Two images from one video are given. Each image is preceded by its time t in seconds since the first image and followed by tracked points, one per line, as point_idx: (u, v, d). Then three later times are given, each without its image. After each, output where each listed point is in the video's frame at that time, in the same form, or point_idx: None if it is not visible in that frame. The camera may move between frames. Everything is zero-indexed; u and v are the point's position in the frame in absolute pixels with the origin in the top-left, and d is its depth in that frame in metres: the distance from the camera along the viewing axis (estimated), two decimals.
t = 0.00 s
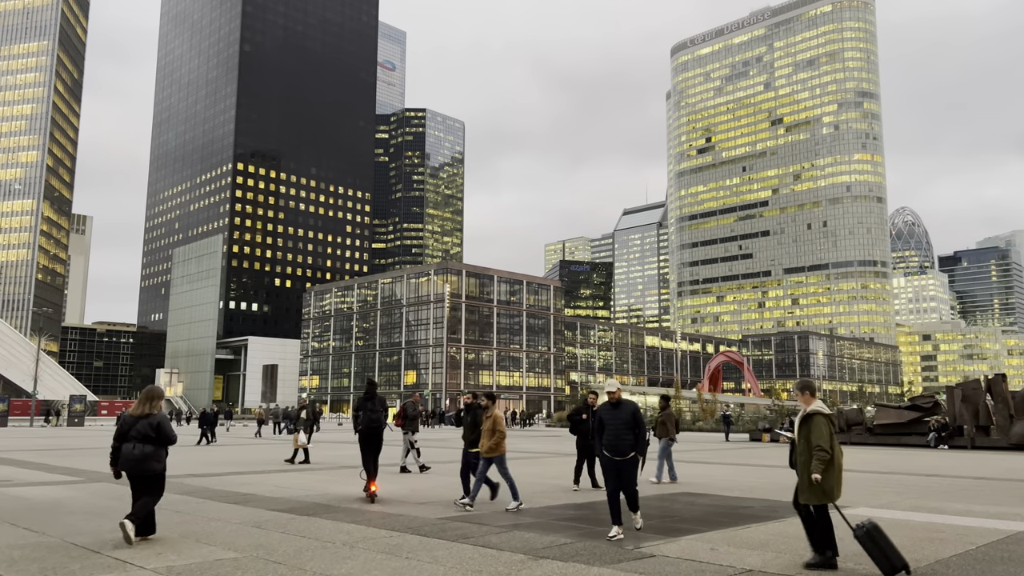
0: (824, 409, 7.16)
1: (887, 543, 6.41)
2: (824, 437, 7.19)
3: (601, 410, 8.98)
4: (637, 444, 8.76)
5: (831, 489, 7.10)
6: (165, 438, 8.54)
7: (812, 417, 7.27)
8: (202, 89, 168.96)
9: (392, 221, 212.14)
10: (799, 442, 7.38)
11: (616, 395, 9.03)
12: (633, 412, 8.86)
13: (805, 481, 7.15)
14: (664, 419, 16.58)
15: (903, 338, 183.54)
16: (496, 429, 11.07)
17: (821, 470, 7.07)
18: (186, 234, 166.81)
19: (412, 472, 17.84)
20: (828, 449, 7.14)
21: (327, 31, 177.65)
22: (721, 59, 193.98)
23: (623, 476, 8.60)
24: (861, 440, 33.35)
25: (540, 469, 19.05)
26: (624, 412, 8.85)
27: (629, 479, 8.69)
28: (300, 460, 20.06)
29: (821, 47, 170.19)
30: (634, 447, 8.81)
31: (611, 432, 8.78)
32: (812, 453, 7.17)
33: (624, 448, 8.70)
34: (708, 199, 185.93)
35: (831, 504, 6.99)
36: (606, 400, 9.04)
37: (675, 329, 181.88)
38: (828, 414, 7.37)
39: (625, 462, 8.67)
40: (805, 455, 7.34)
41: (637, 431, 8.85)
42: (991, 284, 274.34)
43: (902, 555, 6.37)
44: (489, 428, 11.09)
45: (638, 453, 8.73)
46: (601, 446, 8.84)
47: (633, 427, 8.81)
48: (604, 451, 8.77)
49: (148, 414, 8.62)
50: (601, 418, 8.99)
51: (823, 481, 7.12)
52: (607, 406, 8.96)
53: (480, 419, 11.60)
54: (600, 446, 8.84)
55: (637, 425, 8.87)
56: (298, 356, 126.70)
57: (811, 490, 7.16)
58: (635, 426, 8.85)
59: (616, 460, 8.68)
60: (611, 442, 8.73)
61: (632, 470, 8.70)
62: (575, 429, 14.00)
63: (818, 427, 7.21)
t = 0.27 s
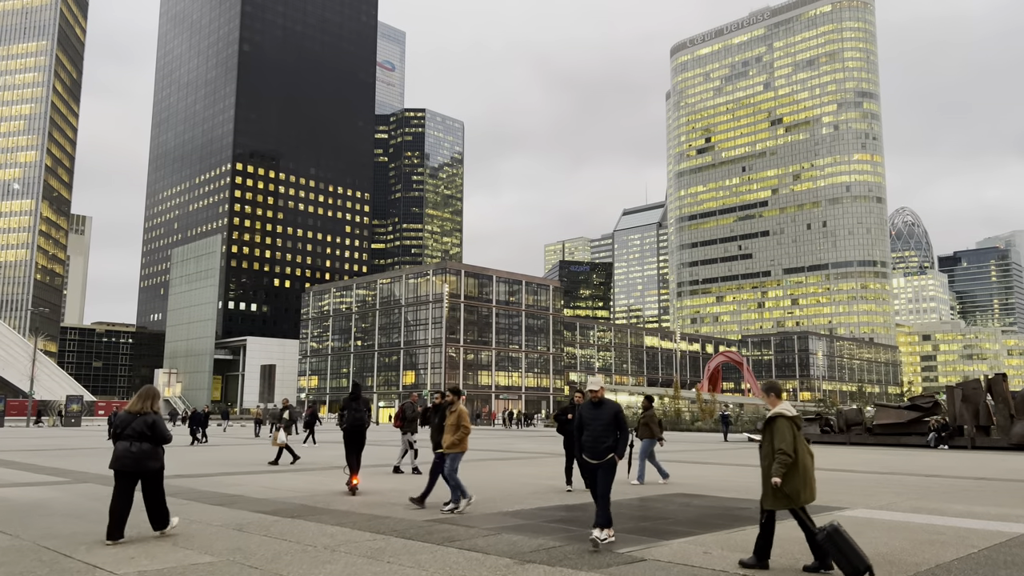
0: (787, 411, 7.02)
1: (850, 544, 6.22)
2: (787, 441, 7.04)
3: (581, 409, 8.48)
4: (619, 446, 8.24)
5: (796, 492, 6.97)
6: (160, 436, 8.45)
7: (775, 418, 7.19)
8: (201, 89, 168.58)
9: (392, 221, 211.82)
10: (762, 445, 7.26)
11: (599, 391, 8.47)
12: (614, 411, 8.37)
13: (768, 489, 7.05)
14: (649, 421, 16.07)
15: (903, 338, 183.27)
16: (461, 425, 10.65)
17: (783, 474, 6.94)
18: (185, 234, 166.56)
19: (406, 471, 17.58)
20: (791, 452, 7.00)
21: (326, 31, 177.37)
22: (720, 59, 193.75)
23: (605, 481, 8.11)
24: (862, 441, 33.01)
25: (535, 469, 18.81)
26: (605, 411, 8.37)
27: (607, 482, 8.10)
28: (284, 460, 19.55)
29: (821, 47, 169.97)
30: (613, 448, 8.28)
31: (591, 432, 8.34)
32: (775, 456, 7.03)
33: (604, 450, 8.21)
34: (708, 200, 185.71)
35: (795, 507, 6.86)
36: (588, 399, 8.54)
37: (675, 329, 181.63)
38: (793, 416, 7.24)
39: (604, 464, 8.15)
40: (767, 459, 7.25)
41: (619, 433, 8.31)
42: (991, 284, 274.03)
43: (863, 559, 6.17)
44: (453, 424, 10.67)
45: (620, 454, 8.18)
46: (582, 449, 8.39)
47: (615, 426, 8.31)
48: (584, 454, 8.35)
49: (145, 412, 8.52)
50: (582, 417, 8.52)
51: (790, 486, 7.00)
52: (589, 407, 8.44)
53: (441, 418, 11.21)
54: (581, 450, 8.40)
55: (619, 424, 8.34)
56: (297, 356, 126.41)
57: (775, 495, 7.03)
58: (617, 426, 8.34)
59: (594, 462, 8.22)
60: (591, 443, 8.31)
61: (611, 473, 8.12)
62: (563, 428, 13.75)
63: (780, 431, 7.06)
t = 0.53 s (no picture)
0: (750, 411, 6.80)
1: (814, 545, 5.93)
2: (748, 441, 6.81)
3: (558, 411, 7.81)
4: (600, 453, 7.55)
5: (758, 494, 6.78)
6: (165, 438, 8.51)
7: (737, 419, 6.95)
8: (201, 89, 168.30)
9: (391, 220, 211.53)
10: (725, 446, 7.04)
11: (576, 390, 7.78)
12: (595, 412, 7.66)
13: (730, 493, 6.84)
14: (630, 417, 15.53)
15: (903, 338, 182.97)
16: (422, 432, 10.31)
17: (746, 477, 6.74)
18: (184, 234, 166.28)
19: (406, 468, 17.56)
20: (753, 453, 6.76)
21: (325, 30, 177.08)
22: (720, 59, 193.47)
23: (582, 487, 7.46)
24: (862, 441, 32.82)
25: (532, 471, 18.59)
26: (583, 413, 7.68)
27: (585, 491, 7.43)
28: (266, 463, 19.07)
29: (820, 46, 169.70)
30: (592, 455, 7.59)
31: (569, 437, 7.65)
32: (736, 459, 6.80)
33: (581, 456, 7.53)
34: (708, 199, 185.48)
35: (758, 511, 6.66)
36: (567, 399, 7.86)
37: (674, 329, 181.42)
38: (758, 415, 7.00)
39: (582, 470, 7.48)
40: (731, 462, 7.05)
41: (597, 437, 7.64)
42: (991, 283, 273.73)
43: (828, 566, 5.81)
44: (414, 431, 10.34)
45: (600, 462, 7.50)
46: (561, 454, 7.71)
47: (593, 432, 7.62)
48: (562, 460, 7.69)
49: (152, 415, 8.60)
50: (561, 420, 7.85)
51: (752, 489, 6.80)
52: (565, 407, 7.79)
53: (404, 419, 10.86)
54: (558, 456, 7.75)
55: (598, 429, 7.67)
56: (296, 356, 126.14)
57: (737, 497, 6.84)
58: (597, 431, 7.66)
59: (572, 469, 7.56)
60: (569, 448, 7.63)
61: (589, 482, 7.44)
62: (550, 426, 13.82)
63: (742, 432, 6.84)
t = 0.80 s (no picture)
0: (710, 412, 6.65)
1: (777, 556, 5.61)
2: (708, 441, 6.70)
3: (532, 410, 7.21)
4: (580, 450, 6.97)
5: (722, 494, 6.64)
6: (161, 436, 8.74)
7: (698, 420, 6.82)
8: (198, 88, 167.92)
9: (390, 220, 211.15)
10: (688, 446, 6.91)
11: (552, 385, 7.15)
12: (569, 409, 7.06)
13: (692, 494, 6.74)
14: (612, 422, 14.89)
15: (901, 337, 182.92)
16: (380, 426, 9.94)
17: (707, 478, 6.61)
18: (182, 233, 165.91)
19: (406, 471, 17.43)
20: (714, 453, 6.65)
21: (323, 29, 176.70)
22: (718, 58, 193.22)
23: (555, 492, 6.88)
24: (860, 440, 32.65)
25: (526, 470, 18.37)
26: (557, 411, 7.08)
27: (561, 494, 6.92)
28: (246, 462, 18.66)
29: (819, 45, 169.53)
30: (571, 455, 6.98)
31: (542, 437, 7.05)
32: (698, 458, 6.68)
33: (559, 457, 6.94)
34: (706, 198, 185.25)
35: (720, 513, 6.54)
36: (541, 394, 7.23)
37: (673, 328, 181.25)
38: (721, 418, 6.89)
39: (559, 473, 6.92)
40: (692, 460, 6.90)
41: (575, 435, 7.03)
42: (990, 282, 273.75)
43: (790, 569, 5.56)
44: (372, 425, 9.94)
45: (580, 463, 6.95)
46: (532, 451, 7.10)
47: (569, 433, 7.04)
48: (535, 459, 7.05)
49: (148, 414, 8.78)
50: (534, 421, 7.22)
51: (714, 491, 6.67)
52: (539, 403, 7.18)
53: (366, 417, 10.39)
54: (531, 452, 7.12)
55: (578, 429, 7.03)
56: (293, 356, 125.82)
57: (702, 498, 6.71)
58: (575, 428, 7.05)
59: (547, 470, 6.95)
60: (543, 447, 7.03)
61: (566, 487, 6.95)
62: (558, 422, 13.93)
63: (703, 431, 6.72)
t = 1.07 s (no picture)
0: (664, 409, 6.42)
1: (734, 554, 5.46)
2: (664, 438, 6.46)
3: (492, 414, 6.88)
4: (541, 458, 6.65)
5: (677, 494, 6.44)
6: (149, 438, 8.74)
7: (653, 415, 6.61)
8: (196, 86, 167.47)
9: (388, 219, 210.70)
10: (642, 446, 6.67)
11: (514, 387, 6.83)
12: (532, 414, 6.72)
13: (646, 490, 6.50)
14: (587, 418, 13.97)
15: (899, 336, 182.88)
16: (331, 432, 9.49)
17: (665, 476, 6.34)
18: (179, 232, 165.43)
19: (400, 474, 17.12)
20: (669, 451, 6.42)
21: (321, 28, 176.29)
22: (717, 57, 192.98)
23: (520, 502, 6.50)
24: (858, 440, 32.46)
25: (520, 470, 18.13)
26: (520, 416, 6.73)
27: (529, 503, 6.53)
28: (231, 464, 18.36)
29: (817, 44, 169.37)
30: (534, 462, 6.65)
31: (505, 442, 6.68)
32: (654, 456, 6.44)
33: (521, 465, 6.58)
34: (704, 197, 185.10)
35: (675, 510, 6.31)
36: (501, 399, 6.92)
37: (671, 327, 181.07)
38: (675, 413, 6.66)
39: (525, 482, 6.57)
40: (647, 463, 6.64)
41: (537, 442, 6.69)
42: (987, 281, 273.83)
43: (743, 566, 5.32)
44: (323, 432, 9.50)
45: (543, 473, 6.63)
46: (492, 459, 6.74)
47: (533, 438, 6.69)
48: (496, 467, 6.70)
49: (137, 415, 8.84)
50: (494, 425, 6.90)
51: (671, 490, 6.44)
52: (500, 408, 6.85)
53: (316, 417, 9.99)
54: (491, 460, 6.77)
55: (538, 431, 6.71)
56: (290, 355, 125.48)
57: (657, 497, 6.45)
58: (536, 434, 6.70)
59: (510, 479, 6.57)
60: (504, 455, 6.65)
61: (532, 498, 6.58)
62: (553, 423, 13.57)
63: (658, 428, 6.49)
